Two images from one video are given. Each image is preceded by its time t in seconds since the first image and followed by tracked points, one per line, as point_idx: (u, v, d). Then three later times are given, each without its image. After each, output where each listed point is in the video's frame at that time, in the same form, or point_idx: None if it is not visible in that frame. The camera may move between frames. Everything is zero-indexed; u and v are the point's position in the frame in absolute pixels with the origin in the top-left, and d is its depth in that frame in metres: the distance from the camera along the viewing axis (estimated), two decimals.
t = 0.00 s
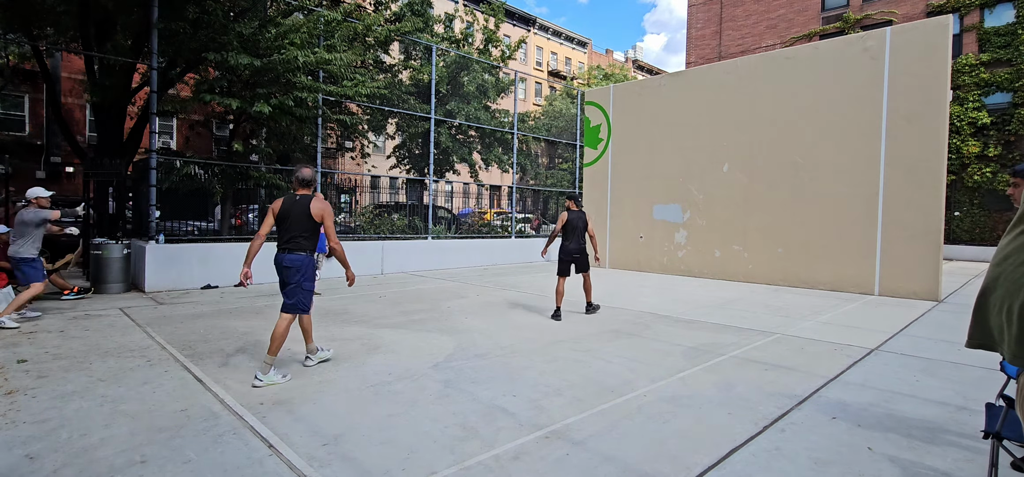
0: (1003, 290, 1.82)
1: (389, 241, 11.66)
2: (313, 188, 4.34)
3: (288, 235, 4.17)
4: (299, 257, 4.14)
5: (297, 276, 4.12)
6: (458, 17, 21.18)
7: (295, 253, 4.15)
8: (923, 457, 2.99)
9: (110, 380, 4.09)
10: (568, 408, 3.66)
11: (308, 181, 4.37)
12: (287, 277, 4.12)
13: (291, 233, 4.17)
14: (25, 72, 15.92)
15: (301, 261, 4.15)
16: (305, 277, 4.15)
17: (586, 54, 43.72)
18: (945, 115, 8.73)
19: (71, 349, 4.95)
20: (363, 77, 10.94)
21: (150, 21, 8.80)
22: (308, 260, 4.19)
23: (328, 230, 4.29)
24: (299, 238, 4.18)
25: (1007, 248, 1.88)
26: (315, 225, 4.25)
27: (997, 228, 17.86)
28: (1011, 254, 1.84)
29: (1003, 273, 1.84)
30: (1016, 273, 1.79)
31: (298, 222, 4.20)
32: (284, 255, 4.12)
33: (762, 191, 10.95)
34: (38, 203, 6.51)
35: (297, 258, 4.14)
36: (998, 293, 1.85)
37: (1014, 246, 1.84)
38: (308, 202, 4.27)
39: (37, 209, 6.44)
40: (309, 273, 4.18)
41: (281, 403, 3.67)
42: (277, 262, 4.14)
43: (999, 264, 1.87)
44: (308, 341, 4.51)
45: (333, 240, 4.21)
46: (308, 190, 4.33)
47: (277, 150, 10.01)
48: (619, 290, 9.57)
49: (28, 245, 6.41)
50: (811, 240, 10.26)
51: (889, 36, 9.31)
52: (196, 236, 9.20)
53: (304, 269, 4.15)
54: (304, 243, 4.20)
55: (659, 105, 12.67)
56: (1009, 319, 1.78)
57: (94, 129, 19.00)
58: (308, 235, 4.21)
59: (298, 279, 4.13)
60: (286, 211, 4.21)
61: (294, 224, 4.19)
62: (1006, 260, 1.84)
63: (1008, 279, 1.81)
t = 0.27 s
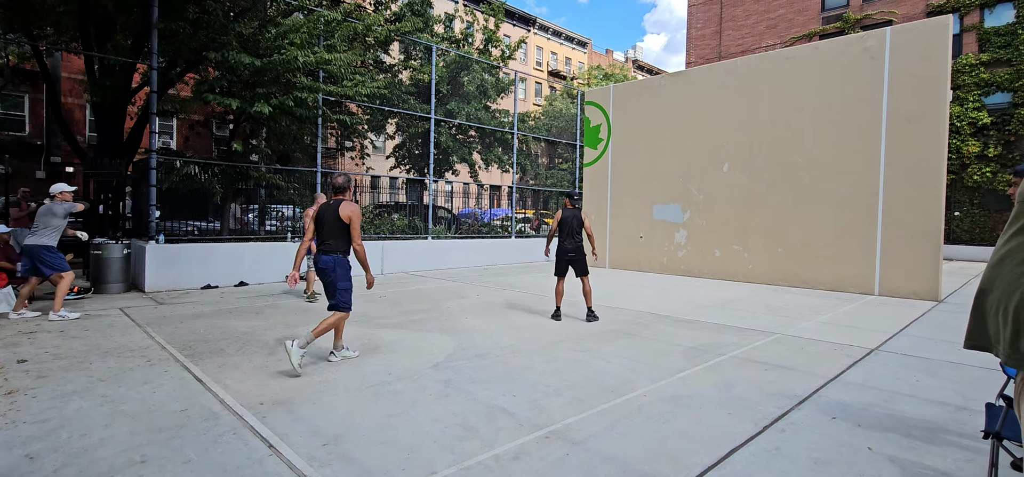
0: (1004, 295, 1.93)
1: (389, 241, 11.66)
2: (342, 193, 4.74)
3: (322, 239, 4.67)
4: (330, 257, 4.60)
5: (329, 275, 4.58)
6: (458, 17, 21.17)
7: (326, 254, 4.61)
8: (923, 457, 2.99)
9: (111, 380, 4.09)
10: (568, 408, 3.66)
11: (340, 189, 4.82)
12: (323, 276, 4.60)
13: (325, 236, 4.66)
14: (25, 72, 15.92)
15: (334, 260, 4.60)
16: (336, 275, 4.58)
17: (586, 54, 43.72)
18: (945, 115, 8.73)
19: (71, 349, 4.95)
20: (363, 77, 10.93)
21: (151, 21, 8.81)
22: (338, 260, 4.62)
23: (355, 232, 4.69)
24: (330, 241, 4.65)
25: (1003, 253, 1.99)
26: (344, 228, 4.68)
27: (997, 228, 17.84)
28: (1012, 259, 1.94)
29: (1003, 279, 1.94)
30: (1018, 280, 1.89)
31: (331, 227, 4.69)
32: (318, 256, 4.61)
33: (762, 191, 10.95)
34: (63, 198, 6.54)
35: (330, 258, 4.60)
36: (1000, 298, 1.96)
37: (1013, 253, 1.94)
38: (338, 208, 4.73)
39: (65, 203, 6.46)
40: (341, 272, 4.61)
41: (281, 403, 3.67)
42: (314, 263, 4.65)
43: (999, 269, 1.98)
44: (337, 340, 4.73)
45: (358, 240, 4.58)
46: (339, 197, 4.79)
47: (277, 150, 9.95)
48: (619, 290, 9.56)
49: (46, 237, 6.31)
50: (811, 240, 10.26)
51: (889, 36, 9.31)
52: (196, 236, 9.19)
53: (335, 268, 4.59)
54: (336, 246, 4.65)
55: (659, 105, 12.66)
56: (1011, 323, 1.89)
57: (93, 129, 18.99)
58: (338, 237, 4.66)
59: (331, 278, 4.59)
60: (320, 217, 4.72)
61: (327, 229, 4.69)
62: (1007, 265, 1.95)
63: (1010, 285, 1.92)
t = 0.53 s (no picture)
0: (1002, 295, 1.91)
1: (389, 241, 11.69)
2: (373, 188, 4.78)
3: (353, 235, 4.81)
4: (358, 253, 4.73)
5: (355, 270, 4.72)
6: (458, 17, 21.16)
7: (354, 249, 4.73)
8: (923, 457, 2.99)
9: (110, 380, 4.09)
10: (568, 408, 3.66)
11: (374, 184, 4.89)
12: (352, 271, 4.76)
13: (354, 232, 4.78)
14: (24, 72, 15.91)
15: (365, 256, 4.72)
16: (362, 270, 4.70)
17: (586, 54, 43.74)
18: (945, 115, 8.72)
19: (71, 349, 4.95)
20: (363, 77, 10.93)
21: (151, 21, 8.81)
22: (365, 255, 4.72)
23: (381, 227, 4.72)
24: (359, 236, 4.76)
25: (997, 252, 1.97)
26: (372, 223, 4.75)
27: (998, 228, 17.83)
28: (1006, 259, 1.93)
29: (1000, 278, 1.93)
30: (1014, 280, 1.88)
31: (360, 222, 4.79)
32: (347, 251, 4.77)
33: (762, 191, 10.95)
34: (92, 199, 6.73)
35: (361, 253, 4.72)
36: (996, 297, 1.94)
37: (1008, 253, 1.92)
38: (367, 203, 4.81)
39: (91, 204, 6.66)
40: (370, 267, 4.72)
41: (281, 403, 3.67)
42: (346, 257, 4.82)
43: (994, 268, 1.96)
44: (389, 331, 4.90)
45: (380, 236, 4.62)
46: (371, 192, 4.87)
47: (277, 150, 9.97)
48: (619, 290, 9.56)
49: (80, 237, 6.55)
50: (811, 240, 10.26)
51: (889, 36, 9.31)
52: (196, 236, 9.19)
53: (362, 263, 4.72)
54: (364, 241, 4.75)
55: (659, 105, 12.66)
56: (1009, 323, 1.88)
57: (93, 129, 18.95)
58: (365, 233, 4.74)
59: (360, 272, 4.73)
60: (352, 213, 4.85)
61: (358, 224, 4.80)
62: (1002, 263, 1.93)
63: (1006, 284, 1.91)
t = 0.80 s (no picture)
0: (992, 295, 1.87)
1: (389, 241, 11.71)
2: (407, 192, 4.97)
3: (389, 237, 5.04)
4: (393, 255, 4.95)
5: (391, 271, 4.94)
6: (458, 17, 21.17)
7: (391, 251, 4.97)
8: (923, 457, 2.99)
9: (110, 380, 4.09)
10: (568, 408, 3.66)
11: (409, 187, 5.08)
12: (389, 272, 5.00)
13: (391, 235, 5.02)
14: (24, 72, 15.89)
15: (400, 257, 4.94)
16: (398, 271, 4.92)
17: (586, 54, 43.75)
18: (945, 115, 8.72)
19: (71, 349, 4.95)
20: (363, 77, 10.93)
21: (151, 21, 8.81)
22: (400, 257, 4.94)
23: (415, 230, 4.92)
24: (395, 239, 4.98)
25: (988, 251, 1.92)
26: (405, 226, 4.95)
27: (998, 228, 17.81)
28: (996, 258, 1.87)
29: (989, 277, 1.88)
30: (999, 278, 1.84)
31: (396, 224, 5.00)
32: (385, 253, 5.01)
33: (762, 191, 10.94)
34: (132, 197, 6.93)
35: (396, 255, 4.94)
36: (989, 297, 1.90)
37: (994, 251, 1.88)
38: (402, 206, 5.02)
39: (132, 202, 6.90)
40: (405, 268, 4.95)
41: (281, 403, 3.67)
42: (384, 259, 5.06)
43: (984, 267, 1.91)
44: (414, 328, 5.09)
45: (413, 238, 4.82)
46: (406, 195, 5.06)
47: (277, 150, 9.99)
48: (619, 290, 9.56)
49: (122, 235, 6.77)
50: (811, 240, 10.26)
51: (889, 36, 9.31)
52: (196, 236, 9.18)
53: (398, 265, 4.95)
54: (400, 243, 4.97)
55: (659, 105, 12.67)
56: (998, 322, 1.83)
57: (93, 129, 18.94)
58: (401, 236, 4.97)
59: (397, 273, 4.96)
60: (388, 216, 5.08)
61: (394, 227, 5.03)
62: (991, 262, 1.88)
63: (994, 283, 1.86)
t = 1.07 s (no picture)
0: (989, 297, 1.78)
1: (389, 241, 11.69)
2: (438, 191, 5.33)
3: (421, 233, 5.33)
4: (426, 249, 5.22)
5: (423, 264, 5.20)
6: (458, 17, 21.16)
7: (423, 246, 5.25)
8: (923, 457, 2.99)
9: (110, 380, 4.09)
10: (568, 408, 3.67)
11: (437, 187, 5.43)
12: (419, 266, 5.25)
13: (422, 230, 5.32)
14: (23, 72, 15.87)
15: (432, 251, 5.21)
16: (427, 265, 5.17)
17: (586, 54, 43.76)
18: (945, 115, 8.73)
19: (71, 349, 4.95)
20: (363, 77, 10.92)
21: (151, 21, 8.81)
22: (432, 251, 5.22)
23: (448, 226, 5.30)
24: (427, 234, 5.29)
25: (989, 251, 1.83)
26: (438, 222, 5.30)
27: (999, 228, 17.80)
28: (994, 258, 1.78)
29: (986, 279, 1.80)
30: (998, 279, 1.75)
31: (427, 221, 5.32)
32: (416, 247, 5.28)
33: (762, 191, 10.94)
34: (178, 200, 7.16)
35: (429, 250, 5.22)
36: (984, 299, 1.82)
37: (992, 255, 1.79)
38: (434, 204, 5.35)
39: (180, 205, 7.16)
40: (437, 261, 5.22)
41: (281, 403, 3.68)
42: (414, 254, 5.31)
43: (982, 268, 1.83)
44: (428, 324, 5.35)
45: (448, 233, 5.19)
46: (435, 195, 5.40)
47: (277, 150, 10.03)
48: (619, 290, 9.56)
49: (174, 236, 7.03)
50: (811, 240, 10.25)
51: (889, 36, 9.31)
52: (196, 236, 9.17)
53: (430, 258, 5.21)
54: (431, 239, 5.27)
55: (659, 105, 12.67)
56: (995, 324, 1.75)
57: (94, 129, 18.92)
58: (433, 231, 5.28)
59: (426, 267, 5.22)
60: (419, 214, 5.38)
61: (424, 224, 5.35)
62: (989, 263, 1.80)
63: (992, 282, 1.77)
